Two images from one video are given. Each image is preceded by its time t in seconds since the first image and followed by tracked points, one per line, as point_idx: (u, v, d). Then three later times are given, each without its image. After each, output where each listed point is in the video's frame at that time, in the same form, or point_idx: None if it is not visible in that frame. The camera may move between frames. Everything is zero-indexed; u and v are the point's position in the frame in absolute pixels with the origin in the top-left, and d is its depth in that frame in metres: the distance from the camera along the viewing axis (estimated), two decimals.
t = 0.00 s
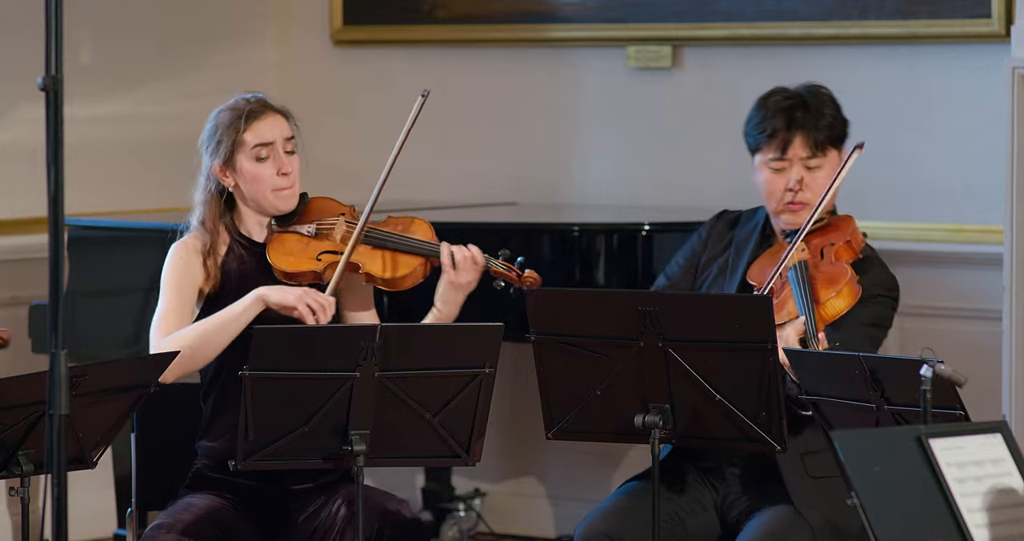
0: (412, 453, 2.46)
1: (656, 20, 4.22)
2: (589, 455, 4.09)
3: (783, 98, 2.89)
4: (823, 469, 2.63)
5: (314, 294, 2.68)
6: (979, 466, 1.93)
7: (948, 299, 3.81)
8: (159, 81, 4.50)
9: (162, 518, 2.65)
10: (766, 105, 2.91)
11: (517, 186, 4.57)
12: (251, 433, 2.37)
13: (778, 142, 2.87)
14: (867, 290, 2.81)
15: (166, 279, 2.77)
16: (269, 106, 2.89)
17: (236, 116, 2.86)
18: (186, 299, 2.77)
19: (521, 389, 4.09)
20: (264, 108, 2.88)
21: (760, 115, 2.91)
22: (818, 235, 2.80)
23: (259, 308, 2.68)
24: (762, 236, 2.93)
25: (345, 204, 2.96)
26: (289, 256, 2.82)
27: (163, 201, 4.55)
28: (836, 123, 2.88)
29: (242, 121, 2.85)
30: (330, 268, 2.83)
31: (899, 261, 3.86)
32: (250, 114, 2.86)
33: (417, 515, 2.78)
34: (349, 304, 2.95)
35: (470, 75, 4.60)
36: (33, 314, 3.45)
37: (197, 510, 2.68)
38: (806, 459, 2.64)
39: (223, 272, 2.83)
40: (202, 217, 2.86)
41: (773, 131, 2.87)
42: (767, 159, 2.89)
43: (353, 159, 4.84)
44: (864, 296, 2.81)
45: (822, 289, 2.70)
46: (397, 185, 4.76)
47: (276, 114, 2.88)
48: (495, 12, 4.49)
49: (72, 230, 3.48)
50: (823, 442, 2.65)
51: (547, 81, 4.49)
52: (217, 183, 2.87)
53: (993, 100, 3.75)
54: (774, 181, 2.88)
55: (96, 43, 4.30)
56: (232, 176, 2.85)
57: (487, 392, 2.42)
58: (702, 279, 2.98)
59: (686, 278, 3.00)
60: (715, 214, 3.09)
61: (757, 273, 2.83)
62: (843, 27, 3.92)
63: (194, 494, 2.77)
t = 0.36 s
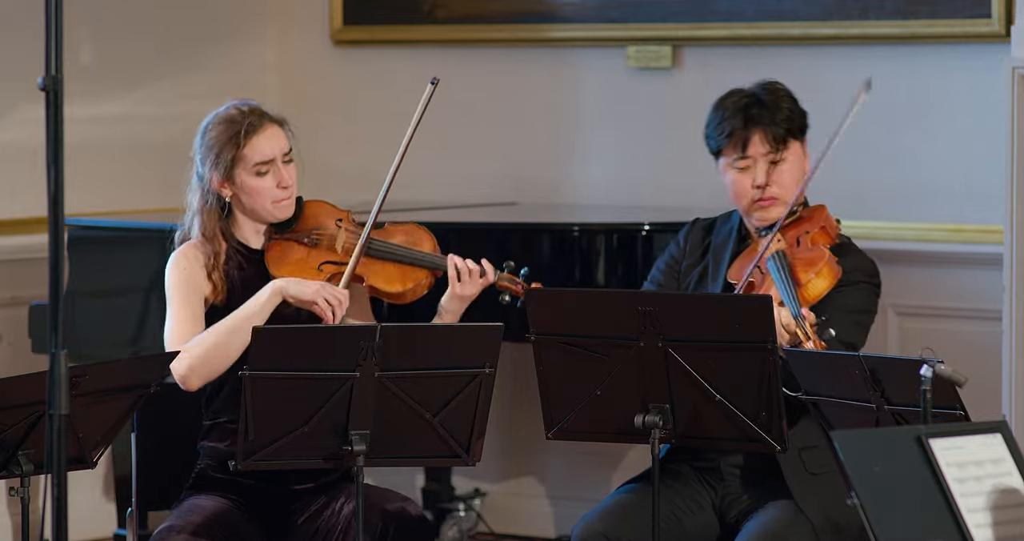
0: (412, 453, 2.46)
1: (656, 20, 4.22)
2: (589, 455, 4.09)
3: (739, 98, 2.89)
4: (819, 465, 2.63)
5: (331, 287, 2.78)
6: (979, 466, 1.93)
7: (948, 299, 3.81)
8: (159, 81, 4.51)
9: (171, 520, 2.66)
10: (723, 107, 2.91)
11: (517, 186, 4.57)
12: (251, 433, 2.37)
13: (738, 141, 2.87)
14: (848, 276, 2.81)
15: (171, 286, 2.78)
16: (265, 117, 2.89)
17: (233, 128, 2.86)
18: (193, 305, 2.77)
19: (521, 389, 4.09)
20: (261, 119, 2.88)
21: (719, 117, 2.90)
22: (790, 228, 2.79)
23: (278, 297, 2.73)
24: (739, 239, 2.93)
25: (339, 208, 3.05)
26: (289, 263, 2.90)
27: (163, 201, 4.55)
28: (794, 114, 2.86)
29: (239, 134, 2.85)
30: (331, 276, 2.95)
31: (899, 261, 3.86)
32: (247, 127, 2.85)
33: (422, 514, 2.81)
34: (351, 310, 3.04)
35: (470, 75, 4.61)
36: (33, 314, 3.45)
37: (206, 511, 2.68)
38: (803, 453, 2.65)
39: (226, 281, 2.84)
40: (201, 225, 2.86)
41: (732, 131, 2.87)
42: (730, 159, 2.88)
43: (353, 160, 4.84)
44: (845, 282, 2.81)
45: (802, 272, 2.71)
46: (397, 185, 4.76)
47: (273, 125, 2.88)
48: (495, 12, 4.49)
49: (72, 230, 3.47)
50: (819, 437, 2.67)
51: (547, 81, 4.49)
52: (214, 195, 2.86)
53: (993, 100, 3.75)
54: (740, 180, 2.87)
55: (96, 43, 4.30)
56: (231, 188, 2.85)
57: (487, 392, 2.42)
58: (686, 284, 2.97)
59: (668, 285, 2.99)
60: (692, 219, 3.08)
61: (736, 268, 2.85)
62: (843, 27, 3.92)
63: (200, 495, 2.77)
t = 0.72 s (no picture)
0: (412, 453, 2.46)
1: (656, 20, 4.23)
2: (589, 455, 4.09)
3: (719, 95, 2.91)
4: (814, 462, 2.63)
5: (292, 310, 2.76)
6: (979, 466, 1.93)
7: (947, 299, 3.81)
8: (159, 81, 4.51)
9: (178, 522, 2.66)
10: (705, 105, 2.93)
11: (516, 186, 4.57)
12: (250, 434, 2.36)
13: (723, 136, 2.87)
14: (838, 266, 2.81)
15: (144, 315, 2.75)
16: (232, 133, 2.79)
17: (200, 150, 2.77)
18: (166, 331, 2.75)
19: (521, 389, 4.09)
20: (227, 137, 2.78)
21: (701, 114, 2.92)
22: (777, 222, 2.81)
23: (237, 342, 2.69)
24: (725, 237, 2.94)
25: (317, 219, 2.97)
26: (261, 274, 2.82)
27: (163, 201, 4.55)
28: (777, 107, 2.89)
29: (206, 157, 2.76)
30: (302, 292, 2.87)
31: (899, 261, 3.86)
32: (214, 149, 2.77)
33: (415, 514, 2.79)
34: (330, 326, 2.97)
35: (470, 75, 4.61)
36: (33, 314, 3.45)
37: (214, 511, 2.69)
38: (800, 449, 2.65)
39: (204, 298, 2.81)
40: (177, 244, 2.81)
41: (717, 126, 2.88)
42: (716, 155, 2.89)
43: (352, 160, 4.84)
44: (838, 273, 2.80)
45: (794, 260, 2.69)
46: (397, 185, 4.76)
47: (240, 142, 2.79)
48: (495, 12, 4.49)
49: (71, 230, 3.46)
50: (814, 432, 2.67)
51: (547, 81, 4.49)
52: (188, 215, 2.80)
53: (993, 99, 3.75)
54: (727, 174, 2.87)
55: (96, 43, 4.29)
56: (205, 209, 2.79)
57: (487, 392, 2.42)
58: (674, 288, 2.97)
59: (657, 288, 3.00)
60: (677, 225, 3.09)
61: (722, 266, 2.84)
62: (843, 27, 3.92)
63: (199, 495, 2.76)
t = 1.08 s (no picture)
0: (412, 453, 2.46)
1: (656, 20, 4.23)
2: (589, 455, 4.09)
3: (702, 94, 2.92)
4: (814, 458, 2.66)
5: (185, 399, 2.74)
6: (979, 466, 1.92)
7: (947, 299, 3.81)
8: (159, 81, 4.51)
9: (173, 521, 2.69)
10: (688, 105, 2.93)
11: (516, 187, 4.57)
12: (250, 434, 2.37)
13: (709, 134, 2.87)
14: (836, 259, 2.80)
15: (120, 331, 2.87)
16: (167, 145, 2.77)
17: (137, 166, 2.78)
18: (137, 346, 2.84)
19: (521, 389, 4.09)
20: (163, 149, 2.77)
21: (685, 114, 2.92)
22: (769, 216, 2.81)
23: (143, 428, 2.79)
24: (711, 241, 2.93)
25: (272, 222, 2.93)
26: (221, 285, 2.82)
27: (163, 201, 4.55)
28: (761, 105, 2.90)
29: (143, 174, 2.77)
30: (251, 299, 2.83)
31: (898, 261, 3.87)
32: (151, 163, 2.77)
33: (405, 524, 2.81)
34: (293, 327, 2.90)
35: (470, 75, 4.61)
36: (33, 314, 3.46)
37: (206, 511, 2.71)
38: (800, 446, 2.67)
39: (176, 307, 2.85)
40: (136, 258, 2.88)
41: (704, 123, 2.88)
42: (703, 153, 2.89)
43: (352, 160, 4.84)
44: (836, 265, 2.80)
45: (800, 247, 2.68)
46: (397, 185, 4.77)
47: (177, 153, 2.77)
48: (495, 12, 4.49)
49: (72, 230, 3.48)
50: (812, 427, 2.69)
51: (547, 81, 4.49)
52: (143, 230, 2.85)
53: (993, 99, 3.75)
54: (715, 171, 2.87)
55: (96, 43, 4.29)
56: (158, 221, 2.81)
57: (487, 392, 2.42)
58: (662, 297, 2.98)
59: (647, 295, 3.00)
60: (665, 230, 3.09)
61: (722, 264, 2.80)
62: (843, 27, 3.93)
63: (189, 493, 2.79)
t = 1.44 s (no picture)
0: (412, 453, 2.46)
1: (656, 20, 4.23)
2: (589, 455, 4.09)
3: (682, 93, 2.94)
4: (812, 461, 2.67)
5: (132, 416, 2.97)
6: (979, 466, 1.92)
7: (947, 299, 3.81)
8: (159, 81, 4.51)
9: (165, 514, 2.80)
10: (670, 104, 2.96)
11: (516, 187, 4.57)
12: (251, 433, 2.37)
13: (685, 133, 2.89)
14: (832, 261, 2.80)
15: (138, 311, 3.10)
16: (197, 128, 3.01)
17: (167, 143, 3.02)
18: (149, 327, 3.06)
19: (521, 389, 4.09)
20: (193, 129, 3.01)
21: (665, 113, 2.95)
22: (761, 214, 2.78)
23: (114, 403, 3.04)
24: (705, 244, 2.92)
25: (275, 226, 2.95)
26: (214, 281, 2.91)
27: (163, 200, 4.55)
28: (740, 102, 2.90)
29: (170, 148, 3.00)
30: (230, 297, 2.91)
31: (898, 261, 3.88)
32: (177, 147, 3.00)
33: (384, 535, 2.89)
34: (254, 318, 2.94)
35: (470, 75, 4.60)
36: (33, 318, 3.49)
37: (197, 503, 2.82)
38: (801, 448, 2.68)
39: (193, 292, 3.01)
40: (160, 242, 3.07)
41: (681, 123, 2.90)
42: (682, 152, 2.91)
43: (352, 161, 4.84)
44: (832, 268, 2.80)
45: (794, 249, 2.69)
46: (397, 185, 4.77)
47: (201, 139, 2.99)
48: (495, 12, 4.49)
49: (71, 231, 3.48)
50: (812, 430, 2.70)
51: (547, 81, 4.49)
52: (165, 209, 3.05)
53: (993, 100, 3.75)
54: (692, 170, 2.89)
55: (96, 43, 4.29)
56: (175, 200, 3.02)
57: (487, 392, 2.42)
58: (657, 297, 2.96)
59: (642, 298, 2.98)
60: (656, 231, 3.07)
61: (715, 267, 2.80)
62: (843, 27, 3.93)
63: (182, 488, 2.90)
